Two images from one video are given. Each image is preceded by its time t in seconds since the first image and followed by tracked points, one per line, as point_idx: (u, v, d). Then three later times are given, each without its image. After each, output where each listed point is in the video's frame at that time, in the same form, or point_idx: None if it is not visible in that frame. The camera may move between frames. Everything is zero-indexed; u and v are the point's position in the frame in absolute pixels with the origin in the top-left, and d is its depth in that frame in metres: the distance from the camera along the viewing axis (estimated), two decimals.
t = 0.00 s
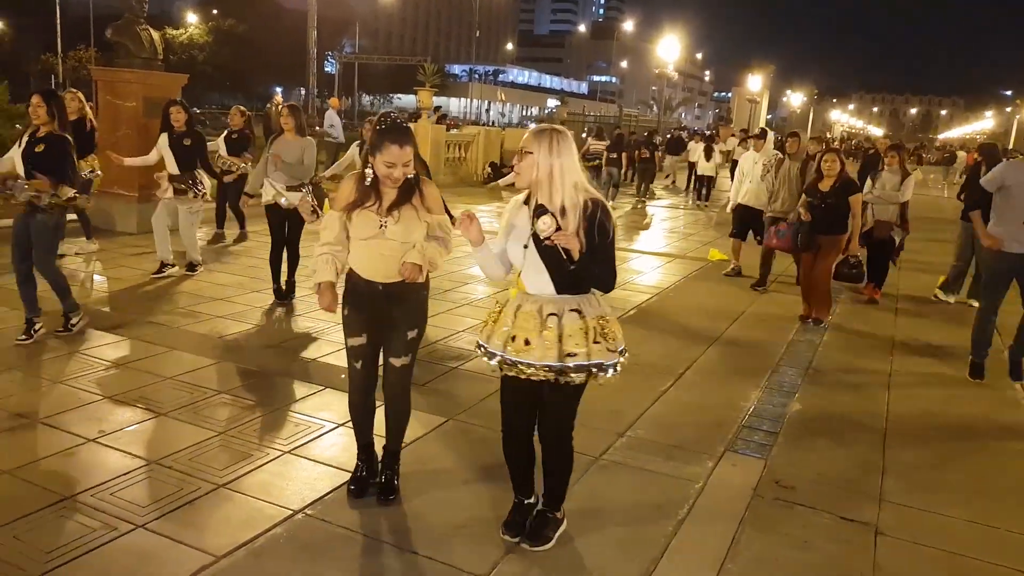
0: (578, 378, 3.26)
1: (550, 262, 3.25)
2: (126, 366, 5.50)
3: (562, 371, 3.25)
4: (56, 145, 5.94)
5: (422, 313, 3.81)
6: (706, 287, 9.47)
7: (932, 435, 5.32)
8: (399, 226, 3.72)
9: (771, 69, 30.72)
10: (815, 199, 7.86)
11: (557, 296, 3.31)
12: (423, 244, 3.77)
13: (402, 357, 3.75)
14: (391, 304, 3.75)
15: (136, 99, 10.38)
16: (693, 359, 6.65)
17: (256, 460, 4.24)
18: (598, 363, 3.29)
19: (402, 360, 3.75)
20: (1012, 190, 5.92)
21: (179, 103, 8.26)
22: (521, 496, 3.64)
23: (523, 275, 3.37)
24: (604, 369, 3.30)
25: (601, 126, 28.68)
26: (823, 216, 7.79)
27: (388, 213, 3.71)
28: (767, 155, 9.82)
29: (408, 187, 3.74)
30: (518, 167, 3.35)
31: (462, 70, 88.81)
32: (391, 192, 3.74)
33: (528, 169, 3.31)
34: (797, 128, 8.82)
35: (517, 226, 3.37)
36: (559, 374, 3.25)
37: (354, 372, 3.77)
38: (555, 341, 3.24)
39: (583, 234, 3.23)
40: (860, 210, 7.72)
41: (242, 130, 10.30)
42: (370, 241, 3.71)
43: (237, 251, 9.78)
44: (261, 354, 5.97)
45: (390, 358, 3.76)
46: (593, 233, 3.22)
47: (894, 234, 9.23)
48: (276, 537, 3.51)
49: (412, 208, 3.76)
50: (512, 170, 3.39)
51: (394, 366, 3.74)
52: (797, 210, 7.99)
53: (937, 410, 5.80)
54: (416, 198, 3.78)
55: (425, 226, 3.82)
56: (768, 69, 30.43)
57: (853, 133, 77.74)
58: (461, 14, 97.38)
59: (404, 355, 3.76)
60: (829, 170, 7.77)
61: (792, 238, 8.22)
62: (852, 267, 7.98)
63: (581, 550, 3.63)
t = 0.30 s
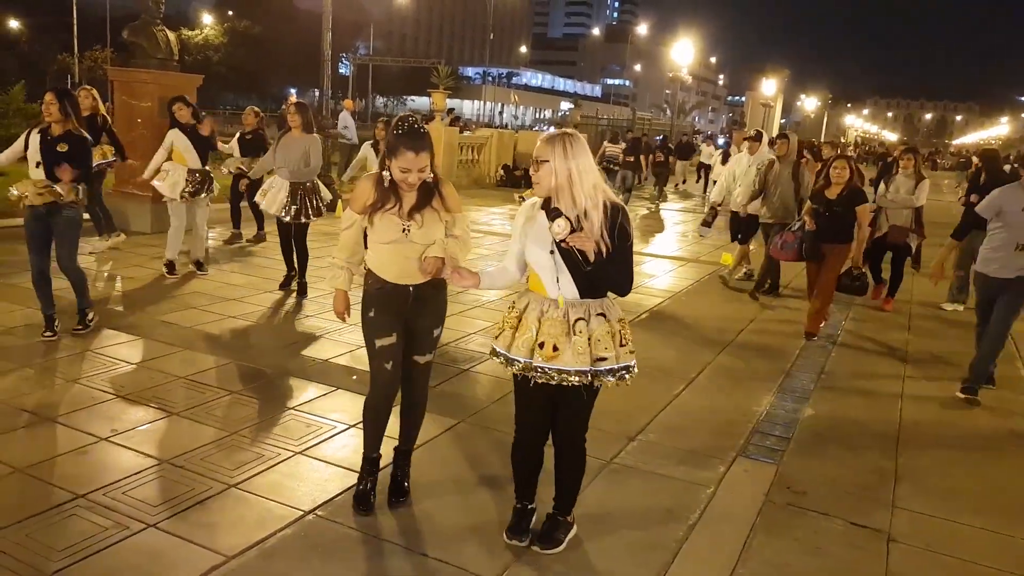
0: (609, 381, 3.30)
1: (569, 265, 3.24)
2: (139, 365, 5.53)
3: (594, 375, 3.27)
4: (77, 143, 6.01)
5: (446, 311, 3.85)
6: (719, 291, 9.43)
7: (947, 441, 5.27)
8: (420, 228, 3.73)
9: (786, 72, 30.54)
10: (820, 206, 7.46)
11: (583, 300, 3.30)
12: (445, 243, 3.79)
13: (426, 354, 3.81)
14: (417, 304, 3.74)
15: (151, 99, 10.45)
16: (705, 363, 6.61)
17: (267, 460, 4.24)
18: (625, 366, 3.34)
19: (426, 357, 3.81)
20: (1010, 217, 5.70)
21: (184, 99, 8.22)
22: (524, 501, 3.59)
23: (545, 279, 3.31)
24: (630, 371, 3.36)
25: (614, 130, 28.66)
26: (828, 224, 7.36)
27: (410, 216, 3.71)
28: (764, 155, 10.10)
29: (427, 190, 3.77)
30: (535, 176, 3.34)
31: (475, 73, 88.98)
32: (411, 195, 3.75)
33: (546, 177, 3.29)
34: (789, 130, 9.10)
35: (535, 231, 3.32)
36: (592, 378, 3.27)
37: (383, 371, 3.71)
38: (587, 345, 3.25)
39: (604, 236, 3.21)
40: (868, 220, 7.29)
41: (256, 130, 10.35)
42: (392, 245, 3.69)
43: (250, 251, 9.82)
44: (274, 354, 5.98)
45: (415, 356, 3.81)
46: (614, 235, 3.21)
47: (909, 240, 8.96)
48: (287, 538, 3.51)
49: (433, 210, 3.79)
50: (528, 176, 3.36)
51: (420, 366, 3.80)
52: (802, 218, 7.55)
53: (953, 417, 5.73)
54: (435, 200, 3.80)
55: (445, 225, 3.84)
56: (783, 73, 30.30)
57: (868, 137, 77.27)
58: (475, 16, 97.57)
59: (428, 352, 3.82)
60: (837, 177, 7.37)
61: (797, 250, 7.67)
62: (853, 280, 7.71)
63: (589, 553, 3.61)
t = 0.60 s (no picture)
0: (574, 386, 3.22)
1: (559, 268, 3.24)
2: (146, 366, 5.54)
3: (558, 376, 3.23)
4: (76, 146, 6.10)
5: (443, 318, 3.81)
6: (725, 292, 9.40)
7: (955, 442, 5.24)
8: (412, 233, 3.70)
9: (794, 72, 30.49)
10: (819, 206, 7.28)
11: (562, 302, 3.30)
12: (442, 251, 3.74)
13: (421, 361, 3.76)
14: (409, 307, 3.74)
15: (159, 100, 10.49)
16: (712, 364, 6.58)
17: (274, 461, 4.24)
18: (595, 374, 3.23)
19: (420, 364, 3.76)
20: (1000, 204, 5.58)
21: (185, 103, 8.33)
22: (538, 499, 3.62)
23: (530, 280, 3.37)
24: (601, 380, 3.24)
25: (621, 131, 28.64)
26: (828, 224, 7.28)
27: (404, 221, 3.70)
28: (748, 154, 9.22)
29: (429, 198, 3.73)
30: (536, 180, 3.33)
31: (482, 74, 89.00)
32: (412, 201, 3.73)
33: (546, 181, 3.28)
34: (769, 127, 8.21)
35: (531, 232, 3.34)
36: (555, 380, 3.23)
37: (375, 378, 3.78)
38: (552, 346, 3.23)
39: (593, 241, 3.18)
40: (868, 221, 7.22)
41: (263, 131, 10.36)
42: (385, 245, 3.73)
43: (257, 252, 9.84)
44: (280, 355, 5.99)
45: (410, 362, 3.77)
46: (605, 240, 3.16)
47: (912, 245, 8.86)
48: (294, 538, 3.52)
49: (429, 219, 3.74)
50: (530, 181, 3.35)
51: (413, 372, 3.75)
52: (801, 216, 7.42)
53: (962, 418, 5.70)
54: (435, 208, 3.75)
55: (444, 235, 3.77)
56: (790, 74, 30.19)
57: (876, 137, 76.99)
58: (482, 17, 97.63)
59: (423, 359, 3.77)
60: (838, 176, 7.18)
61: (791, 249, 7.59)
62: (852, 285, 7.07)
63: (596, 552, 3.60)
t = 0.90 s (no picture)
0: (540, 379, 3.20)
1: (553, 271, 3.22)
2: (144, 366, 5.53)
3: (526, 368, 3.23)
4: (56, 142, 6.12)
5: (428, 311, 3.75)
6: (725, 293, 9.40)
7: (954, 444, 5.24)
8: (408, 230, 3.71)
9: (794, 75, 30.52)
10: (800, 213, 7.15)
11: (547, 297, 3.30)
12: (438, 248, 3.75)
13: (403, 354, 3.69)
14: (399, 299, 3.73)
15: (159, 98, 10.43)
16: (711, 366, 6.58)
17: (272, 461, 4.23)
18: (563, 370, 3.18)
19: (402, 357, 3.69)
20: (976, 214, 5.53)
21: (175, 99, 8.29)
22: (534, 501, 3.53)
23: (527, 276, 3.39)
24: (568, 377, 3.19)
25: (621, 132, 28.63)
26: (810, 231, 7.07)
27: (401, 216, 3.71)
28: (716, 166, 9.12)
29: (427, 193, 3.73)
30: (535, 185, 3.31)
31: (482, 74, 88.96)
32: (410, 196, 3.73)
33: (545, 186, 3.26)
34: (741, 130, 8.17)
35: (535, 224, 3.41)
36: (521, 370, 3.24)
37: (379, 364, 3.81)
38: (525, 338, 3.24)
39: (587, 244, 3.14)
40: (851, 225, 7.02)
41: (263, 129, 10.36)
42: (380, 240, 3.74)
43: (256, 251, 9.82)
44: (279, 354, 5.98)
45: (394, 354, 3.72)
46: (597, 242, 3.14)
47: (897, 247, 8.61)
48: (292, 539, 3.51)
49: (428, 215, 3.74)
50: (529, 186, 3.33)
51: (396, 364, 3.70)
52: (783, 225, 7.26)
53: (960, 419, 5.69)
54: (434, 203, 3.75)
55: (440, 232, 3.77)
56: (790, 75, 30.19)
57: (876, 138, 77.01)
58: (482, 18, 97.62)
59: (405, 352, 3.70)
60: (816, 180, 7.06)
61: (774, 256, 7.22)
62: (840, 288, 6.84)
63: (596, 554, 3.60)
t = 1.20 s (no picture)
0: (584, 388, 3.21)
1: (573, 269, 3.23)
2: (146, 368, 5.53)
3: (568, 379, 3.21)
4: (51, 145, 6.36)
5: (445, 314, 3.81)
6: (725, 295, 9.41)
7: (954, 446, 5.24)
8: (424, 234, 3.72)
9: (793, 77, 30.51)
10: (783, 213, 6.95)
11: (571, 303, 3.29)
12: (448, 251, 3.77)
13: (425, 359, 3.75)
14: (413, 307, 3.76)
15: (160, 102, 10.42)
16: (712, 368, 6.58)
17: (274, 463, 4.24)
18: (606, 375, 3.22)
19: (425, 361, 3.75)
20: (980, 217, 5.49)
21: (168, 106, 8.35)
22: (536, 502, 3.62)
23: (540, 282, 3.33)
24: (613, 380, 3.24)
25: (621, 134, 28.63)
26: (790, 232, 6.89)
27: (416, 221, 3.72)
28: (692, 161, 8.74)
29: (434, 197, 3.76)
30: (540, 191, 3.31)
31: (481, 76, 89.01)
32: (418, 201, 3.75)
33: (551, 192, 3.27)
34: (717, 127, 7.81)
35: (537, 234, 3.35)
36: (565, 382, 3.21)
37: (382, 373, 3.79)
38: (563, 348, 3.22)
39: (605, 241, 3.17)
40: (833, 226, 6.75)
41: (263, 132, 10.36)
42: (395, 247, 3.72)
43: (257, 253, 9.83)
44: (281, 356, 5.99)
45: (414, 360, 3.77)
46: (614, 238, 3.17)
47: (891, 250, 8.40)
48: (294, 540, 3.51)
49: (439, 216, 3.77)
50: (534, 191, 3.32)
51: (418, 369, 3.75)
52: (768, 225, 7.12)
53: (961, 422, 5.70)
54: (442, 206, 3.79)
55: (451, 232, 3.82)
56: (790, 77, 30.18)
57: (875, 140, 76.97)
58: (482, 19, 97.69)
59: (427, 356, 3.76)
60: (799, 179, 6.88)
61: (757, 254, 7.07)
62: (822, 291, 6.72)
63: (599, 556, 3.60)
